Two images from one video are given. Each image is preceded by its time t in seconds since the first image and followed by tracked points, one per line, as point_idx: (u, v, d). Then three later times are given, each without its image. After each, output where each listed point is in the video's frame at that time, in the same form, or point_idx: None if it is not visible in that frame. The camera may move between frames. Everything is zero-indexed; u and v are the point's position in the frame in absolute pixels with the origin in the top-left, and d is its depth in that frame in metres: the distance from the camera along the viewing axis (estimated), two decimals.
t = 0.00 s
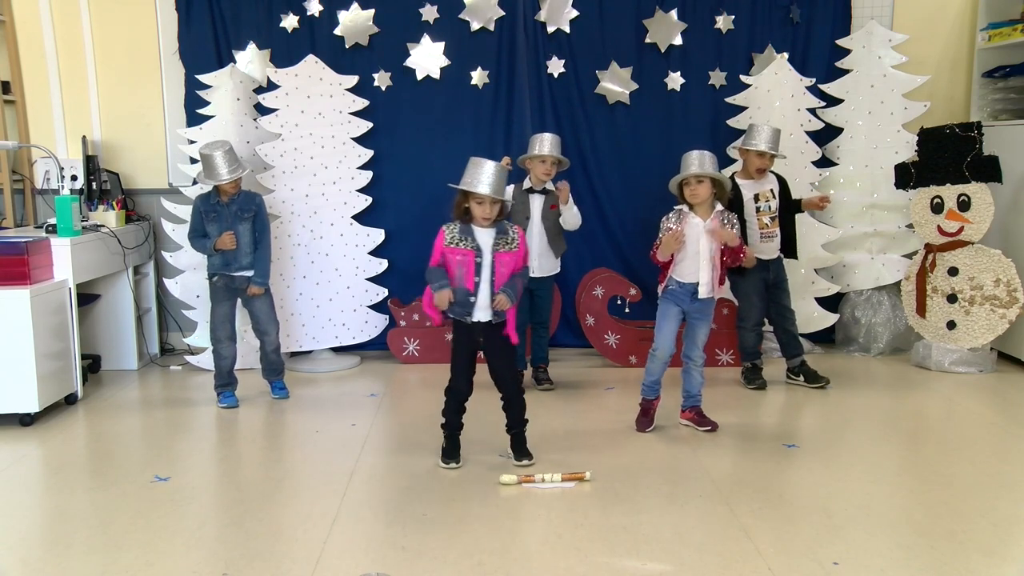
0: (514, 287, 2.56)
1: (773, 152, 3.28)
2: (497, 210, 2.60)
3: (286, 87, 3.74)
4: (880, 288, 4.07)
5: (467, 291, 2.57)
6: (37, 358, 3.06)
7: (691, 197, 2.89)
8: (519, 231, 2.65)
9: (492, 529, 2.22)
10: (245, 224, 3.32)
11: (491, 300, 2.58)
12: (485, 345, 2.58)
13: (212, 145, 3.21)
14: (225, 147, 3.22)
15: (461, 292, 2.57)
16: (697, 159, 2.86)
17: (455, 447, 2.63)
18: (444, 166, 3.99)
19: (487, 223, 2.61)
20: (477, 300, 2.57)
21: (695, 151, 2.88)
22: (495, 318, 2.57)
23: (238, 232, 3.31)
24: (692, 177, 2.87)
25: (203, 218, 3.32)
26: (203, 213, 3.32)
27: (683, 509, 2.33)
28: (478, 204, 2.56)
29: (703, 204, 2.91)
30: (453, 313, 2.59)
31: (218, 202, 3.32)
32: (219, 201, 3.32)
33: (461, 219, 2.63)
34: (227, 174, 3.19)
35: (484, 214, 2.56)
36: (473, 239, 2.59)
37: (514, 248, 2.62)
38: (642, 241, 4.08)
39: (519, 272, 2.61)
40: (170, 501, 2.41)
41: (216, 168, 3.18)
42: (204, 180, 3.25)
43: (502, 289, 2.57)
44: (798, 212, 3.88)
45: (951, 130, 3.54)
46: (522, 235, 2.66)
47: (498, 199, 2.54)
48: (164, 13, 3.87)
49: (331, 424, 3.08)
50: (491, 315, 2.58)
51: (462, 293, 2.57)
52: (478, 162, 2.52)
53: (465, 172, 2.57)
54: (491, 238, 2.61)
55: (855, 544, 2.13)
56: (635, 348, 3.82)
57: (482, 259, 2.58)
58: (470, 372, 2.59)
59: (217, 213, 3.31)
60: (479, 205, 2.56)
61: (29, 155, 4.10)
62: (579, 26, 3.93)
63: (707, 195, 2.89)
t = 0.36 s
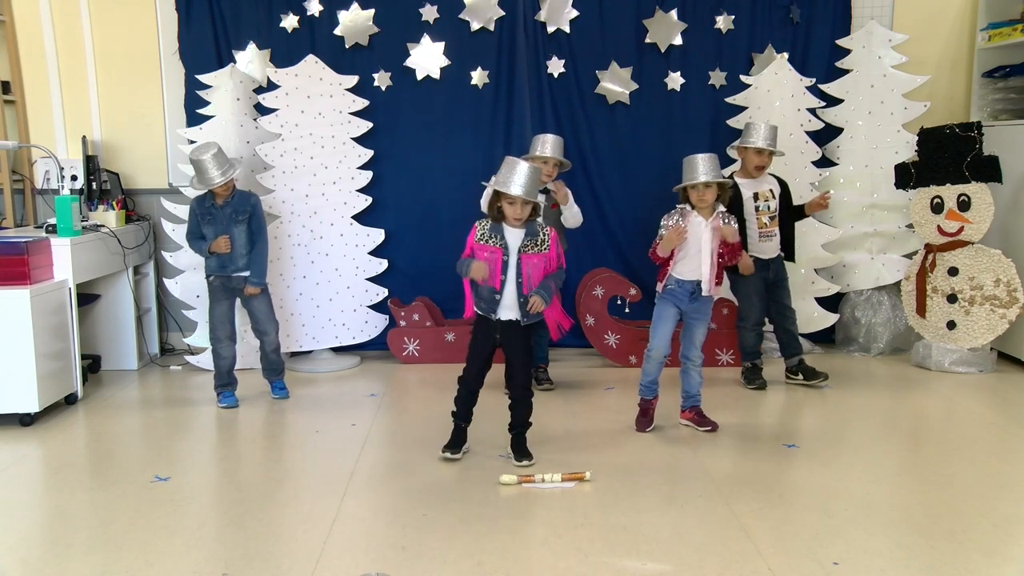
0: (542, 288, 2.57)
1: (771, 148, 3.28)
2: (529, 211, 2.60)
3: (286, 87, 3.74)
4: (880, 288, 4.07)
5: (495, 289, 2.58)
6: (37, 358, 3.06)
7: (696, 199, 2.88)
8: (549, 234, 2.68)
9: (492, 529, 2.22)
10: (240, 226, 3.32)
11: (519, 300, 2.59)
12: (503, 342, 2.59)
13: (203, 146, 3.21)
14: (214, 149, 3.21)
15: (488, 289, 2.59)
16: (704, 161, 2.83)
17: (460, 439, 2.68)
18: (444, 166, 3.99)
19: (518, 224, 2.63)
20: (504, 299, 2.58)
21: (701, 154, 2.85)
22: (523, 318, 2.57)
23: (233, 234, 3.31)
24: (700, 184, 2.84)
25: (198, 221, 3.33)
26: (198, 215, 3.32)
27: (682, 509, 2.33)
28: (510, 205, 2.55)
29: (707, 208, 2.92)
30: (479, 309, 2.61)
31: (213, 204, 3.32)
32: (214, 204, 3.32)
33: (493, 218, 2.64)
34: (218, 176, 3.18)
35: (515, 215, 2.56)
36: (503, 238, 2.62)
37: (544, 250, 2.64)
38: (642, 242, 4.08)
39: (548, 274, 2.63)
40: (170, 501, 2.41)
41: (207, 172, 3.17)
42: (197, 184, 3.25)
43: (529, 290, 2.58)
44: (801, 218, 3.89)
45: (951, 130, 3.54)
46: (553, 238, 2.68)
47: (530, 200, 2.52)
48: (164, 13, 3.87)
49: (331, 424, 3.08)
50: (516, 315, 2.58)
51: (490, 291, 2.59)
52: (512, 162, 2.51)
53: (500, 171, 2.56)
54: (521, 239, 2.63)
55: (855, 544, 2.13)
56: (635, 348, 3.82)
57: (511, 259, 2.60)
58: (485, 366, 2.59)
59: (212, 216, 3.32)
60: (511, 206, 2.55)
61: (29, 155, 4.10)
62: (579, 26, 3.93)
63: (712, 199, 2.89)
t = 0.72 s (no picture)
0: (540, 291, 2.55)
1: (766, 146, 3.29)
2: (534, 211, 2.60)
3: (286, 87, 3.74)
4: (880, 288, 4.07)
5: (495, 287, 2.60)
6: (37, 358, 3.06)
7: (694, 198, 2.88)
8: (555, 235, 2.65)
9: (492, 529, 2.22)
10: (238, 226, 3.32)
11: (519, 300, 2.59)
12: (504, 339, 2.60)
13: (199, 147, 3.21)
14: (212, 151, 3.20)
15: (489, 287, 2.60)
16: (702, 160, 2.84)
17: (464, 434, 2.71)
18: (444, 167, 3.99)
19: (523, 223, 2.62)
20: (503, 297, 2.60)
21: (699, 153, 2.86)
22: (520, 318, 2.58)
23: (232, 235, 3.31)
24: (699, 182, 2.85)
25: (196, 222, 3.32)
26: (196, 217, 3.31)
27: (682, 510, 2.33)
28: (515, 205, 2.56)
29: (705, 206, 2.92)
30: (480, 305, 2.64)
31: (211, 205, 3.31)
32: (211, 205, 3.31)
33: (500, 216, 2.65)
34: (216, 180, 3.19)
35: (520, 215, 2.56)
36: (507, 237, 2.61)
37: (547, 251, 2.62)
38: (642, 242, 4.08)
39: (550, 276, 2.60)
40: (170, 501, 2.41)
41: (205, 176, 3.17)
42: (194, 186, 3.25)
43: (529, 291, 2.57)
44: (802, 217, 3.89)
45: (951, 130, 3.54)
46: (559, 239, 2.65)
47: (535, 201, 2.52)
48: (164, 13, 3.87)
49: (331, 424, 3.08)
50: (514, 314, 2.59)
51: (490, 288, 2.60)
52: (519, 162, 2.50)
53: (506, 170, 2.55)
54: (525, 238, 2.62)
55: (855, 544, 2.13)
56: (635, 348, 3.82)
57: (513, 258, 2.60)
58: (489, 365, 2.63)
59: (210, 217, 3.31)
60: (516, 206, 2.56)
61: (29, 156, 4.10)
62: (579, 26, 3.93)
63: (711, 197, 2.89)
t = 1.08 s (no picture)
0: (535, 290, 2.55)
1: (764, 146, 3.29)
2: (528, 210, 2.60)
3: (286, 87, 3.74)
4: (880, 288, 4.07)
5: (490, 288, 2.59)
6: (37, 358, 3.06)
7: (695, 198, 2.88)
8: (549, 233, 2.65)
9: (492, 529, 2.22)
10: (242, 225, 3.33)
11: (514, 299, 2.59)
12: (499, 343, 2.60)
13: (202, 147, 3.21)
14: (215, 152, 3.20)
15: (483, 287, 2.60)
16: (701, 160, 2.84)
17: (462, 441, 2.69)
18: (444, 166, 3.99)
19: (516, 223, 2.62)
20: (499, 297, 2.59)
21: (698, 153, 2.86)
22: (516, 318, 2.58)
23: (235, 234, 3.32)
24: (700, 181, 2.84)
25: (198, 221, 3.31)
26: (198, 216, 3.30)
27: (682, 510, 2.33)
28: (507, 203, 2.56)
29: (704, 206, 2.91)
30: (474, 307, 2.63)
31: (213, 205, 3.31)
32: (214, 204, 3.31)
33: (493, 217, 2.65)
34: (220, 181, 3.19)
35: (513, 213, 2.56)
36: (500, 237, 2.61)
37: (542, 250, 2.62)
38: (642, 242, 4.08)
39: (545, 275, 2.61)
40: (170, 501, 2.41)
41: (209, 176, 3.18)
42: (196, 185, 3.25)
43: (523, 291, 2.57)
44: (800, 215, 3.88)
45: (951, 130, 3.54)
46: (553, 237, 2.65)
47: (527, 199, 2.52)
48: (164, 13, 3.87)
49: (331, 424, 3.08)
50: (509, 314, 2.59)
51: (485, 289, 2.60)
52: (509, 162, 2.52)
53: (497, 172, 2.57)
54: (519, 238, 2.61)
55: (855, 544, 2.13)
56: (635, 348, 3.82)
57: (507, 258, 2.60)
58: (484, 369, 2.62)
59: (213, 217, 3.30)
60: (508, 204, 2.56)
61: (29, 156, 4.11)
62: (579, 26, 3.93)
63: (712, 196, 2.89)
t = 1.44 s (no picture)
0: (511, 287, 2.55)
1: (764, 149, 3.28)
2: (495, 210, 2.62)
3: (286, 87, 3.74)
4: (880, 289, 4.07)
5: (464, 290, 2.58)
6: (37, 358, 3.06)
7: (691, 198, 2.88)
8: (520, 231, 2.65)
9: (492, 529, 2.22)
10: (243, 224, 3.33)
11: (489, 300, 2.58)
12: (481, 346, 2.58)
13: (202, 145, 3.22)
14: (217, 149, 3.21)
15: (458, 291, 2.59)
16: (695, 160, 2.84)
17: (455, 447, 2.64)
18: (444, 166, 3.99)
19: (486, 223, 2.62)
20: (474, 299, 2.58)
21: (692, 153, 2.85)
22: (494, 317, 2.57)
23: (236, 233, 3.32)
24: (695, 181, 2.84)
25: (198, 221, 3.30)
26: (198, 215, 3.29)
27: (682, 509, 2.33)
28: (476, 204, 2.57)
29: (700, 205, 2.91)
30: (450, 311, 2.62)
31: (214, 204, 3.31)
32: (215, 203, 3.31)
33: (462, 219, 2.65)
34: (220, 176, 3.19)
35: (482, 213, 2.58)
36: (471, 238, 2.61)
37: (514, 248, 2.62)
38: (642, 241, 4.08)
39: (518, 272, 2.61)
40: (170, 501, 2.41)
41: (210, 172, 3.18)
42: (197, 182, 3.25)
43: (498, 290, 2.57)
44: (797, 212, 3.88)
45: (951, 130, 3.54)
46: (523, 235, 2.65)
47: (496, 198, 2.56)
48: (164, 13, 3.87)
49: (331, 424, 3.08)
50: (487, 316, 2.58)
51: (459, 292, 2.59)
52: (478, 162, 2.55)
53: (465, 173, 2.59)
54: (490, 238, 2.62)
55: (855, 544, 2.13)
56: (635, 348, 3.82)
57: (479, 259, 2.60)
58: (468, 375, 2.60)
59: (214, 216, 3.30)
60: (477, 205, 2.58)
61: (29, 155, 4.11)
62: (579, 26, 3.93)
63: (708, 195, 2.89)
